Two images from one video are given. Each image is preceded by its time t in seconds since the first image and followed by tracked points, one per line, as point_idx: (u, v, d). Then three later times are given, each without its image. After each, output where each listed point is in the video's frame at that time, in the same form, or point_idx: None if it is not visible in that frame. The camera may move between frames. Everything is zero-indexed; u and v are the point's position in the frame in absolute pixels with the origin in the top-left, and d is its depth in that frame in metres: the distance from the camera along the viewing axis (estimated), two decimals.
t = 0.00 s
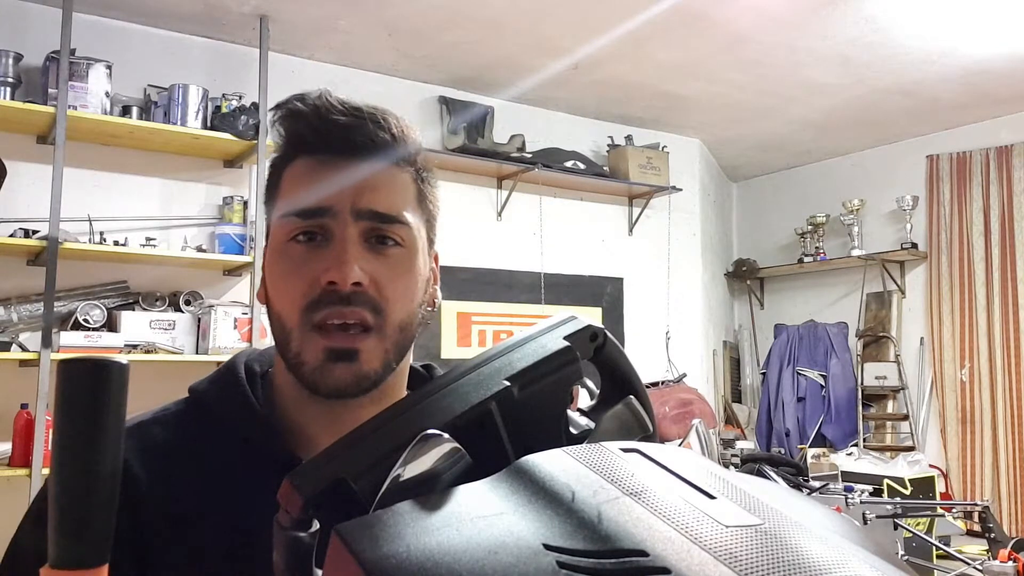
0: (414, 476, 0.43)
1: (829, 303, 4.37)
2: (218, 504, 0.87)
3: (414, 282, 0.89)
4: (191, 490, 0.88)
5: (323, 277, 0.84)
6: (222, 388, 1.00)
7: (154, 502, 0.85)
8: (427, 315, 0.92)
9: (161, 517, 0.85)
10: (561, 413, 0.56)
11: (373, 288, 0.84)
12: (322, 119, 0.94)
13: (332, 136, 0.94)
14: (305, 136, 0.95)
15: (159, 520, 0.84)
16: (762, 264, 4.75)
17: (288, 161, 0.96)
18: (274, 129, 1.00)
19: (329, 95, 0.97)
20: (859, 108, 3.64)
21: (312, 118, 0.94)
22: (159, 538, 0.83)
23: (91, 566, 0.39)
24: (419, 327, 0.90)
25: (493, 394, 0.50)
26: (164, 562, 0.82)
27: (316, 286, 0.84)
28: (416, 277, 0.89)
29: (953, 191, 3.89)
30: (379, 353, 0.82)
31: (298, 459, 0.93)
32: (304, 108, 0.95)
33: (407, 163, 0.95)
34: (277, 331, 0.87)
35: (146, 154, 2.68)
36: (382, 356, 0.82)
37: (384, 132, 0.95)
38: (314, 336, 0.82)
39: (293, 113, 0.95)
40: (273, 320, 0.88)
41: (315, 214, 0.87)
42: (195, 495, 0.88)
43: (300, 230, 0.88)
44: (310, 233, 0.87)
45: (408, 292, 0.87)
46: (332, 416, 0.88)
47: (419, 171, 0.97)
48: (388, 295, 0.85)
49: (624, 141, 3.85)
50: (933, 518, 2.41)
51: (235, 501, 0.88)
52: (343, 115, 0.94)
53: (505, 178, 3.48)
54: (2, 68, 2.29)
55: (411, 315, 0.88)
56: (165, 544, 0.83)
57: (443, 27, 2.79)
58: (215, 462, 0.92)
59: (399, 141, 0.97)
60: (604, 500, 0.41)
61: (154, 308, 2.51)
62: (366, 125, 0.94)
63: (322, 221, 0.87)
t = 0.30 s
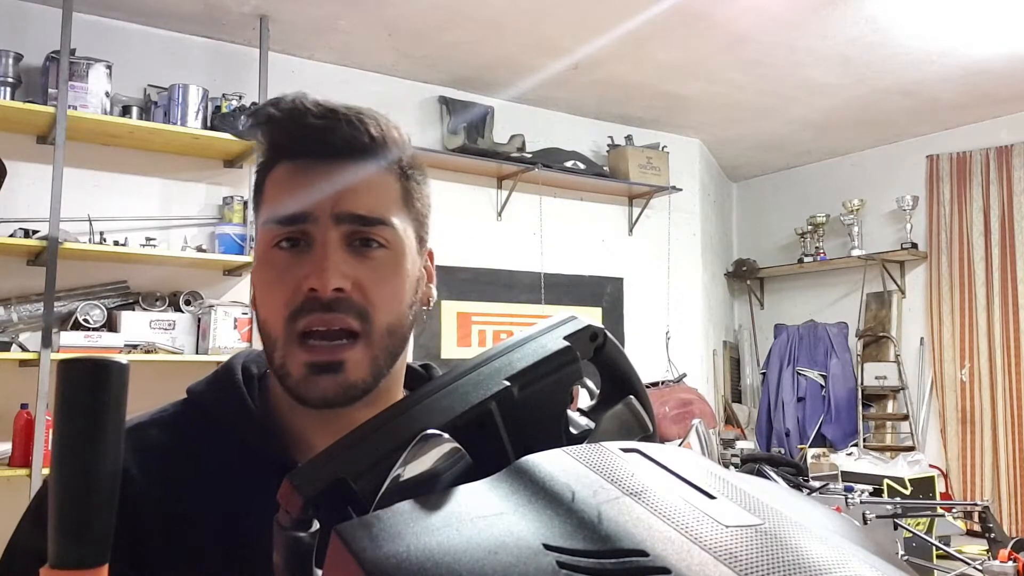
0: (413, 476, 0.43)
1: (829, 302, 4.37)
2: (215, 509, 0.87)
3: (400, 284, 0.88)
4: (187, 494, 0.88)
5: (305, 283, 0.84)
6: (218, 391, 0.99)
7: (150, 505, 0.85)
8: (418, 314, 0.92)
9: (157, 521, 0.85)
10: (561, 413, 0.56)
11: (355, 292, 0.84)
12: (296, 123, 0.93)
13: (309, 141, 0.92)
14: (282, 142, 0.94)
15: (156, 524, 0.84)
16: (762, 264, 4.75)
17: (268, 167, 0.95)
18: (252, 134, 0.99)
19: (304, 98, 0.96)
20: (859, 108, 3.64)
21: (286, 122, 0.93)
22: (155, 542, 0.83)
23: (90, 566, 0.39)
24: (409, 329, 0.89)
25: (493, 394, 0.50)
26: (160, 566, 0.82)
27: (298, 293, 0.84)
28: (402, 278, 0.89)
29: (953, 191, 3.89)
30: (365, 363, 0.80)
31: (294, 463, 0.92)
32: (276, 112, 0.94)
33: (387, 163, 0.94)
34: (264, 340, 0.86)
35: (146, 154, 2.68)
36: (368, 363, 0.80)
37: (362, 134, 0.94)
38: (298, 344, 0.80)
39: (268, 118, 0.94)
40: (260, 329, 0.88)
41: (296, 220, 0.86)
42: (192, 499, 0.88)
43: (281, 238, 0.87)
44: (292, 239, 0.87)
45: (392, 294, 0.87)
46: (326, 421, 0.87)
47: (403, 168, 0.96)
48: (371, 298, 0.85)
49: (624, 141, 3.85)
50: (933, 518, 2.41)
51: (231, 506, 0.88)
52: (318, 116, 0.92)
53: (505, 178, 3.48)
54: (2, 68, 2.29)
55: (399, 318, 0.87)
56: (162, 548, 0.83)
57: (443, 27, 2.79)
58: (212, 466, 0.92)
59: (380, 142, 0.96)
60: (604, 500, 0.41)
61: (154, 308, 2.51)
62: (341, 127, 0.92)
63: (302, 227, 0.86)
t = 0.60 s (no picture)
0: (413, 476, 0.43)
1: (830, 302, 4.37)
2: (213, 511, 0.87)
3: (388, 282, 0.88)
4: (185, 495, 0.88)
5: (292, 284, 0.84)
6: (217, 393, 1.00)
7: (148, 507, 0.85)
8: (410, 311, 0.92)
9: (155, 523, 0.85)
10: (561, 413, 0.56)
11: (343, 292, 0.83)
12: (275, 122, 0.93)
13: (290, 140, 0.92)
14: (264, 143, 0.94)
15: (154, 526, 0.84)
16: (762, 264, 4.75)
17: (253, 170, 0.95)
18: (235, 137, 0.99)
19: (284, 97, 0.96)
20: (858, 108, 3.64)
21: (265, 122, 0.93)
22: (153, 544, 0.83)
23: (90, 566, 0.39)
24: (400, 326, 0.89)
25: (493, 394, 0.50)
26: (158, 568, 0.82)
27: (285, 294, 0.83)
28: (390, 276, 0.89)
29: (953, 191, 3.89)
30: (354, 361, 0.80)
31: (292, 465, 0.92)
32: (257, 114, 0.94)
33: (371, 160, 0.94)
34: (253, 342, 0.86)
35: (146, 154, 2.68)
36: (360, 360, 0.81)
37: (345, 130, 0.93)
38: (285, 343, 0.80)
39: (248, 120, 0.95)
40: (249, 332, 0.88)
41: (280, 222, 0.86)
42: (190, 501, 0.88)
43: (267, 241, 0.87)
44: (278, 241, 0.87)
45: (380, 292, 0.87)
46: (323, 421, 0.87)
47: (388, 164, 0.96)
48: (359, 297, 0.85)
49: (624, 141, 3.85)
50: (933, 518, 2.41)
51: (229, 508, 0.88)
52: (295, 114, 0.92)
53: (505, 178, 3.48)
54: (2, 68, 2.29)
55: (389, 316, 0.87)
56: (159, 550, 0.83)
57: (443, 27, 2.79)
58: (210, 468, 0.92)
59: (361, 138, 0.95)
60: (604, 500, 0.41)
61: (154, 308, 2.51)
62: (322, 125, 0.92)
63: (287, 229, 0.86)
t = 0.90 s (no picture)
0: (414, 476, 0.43)
1: (830, 302, 4.37)
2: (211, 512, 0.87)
3: (400, 285, 0.88)
4: (184, 496, 0.88)
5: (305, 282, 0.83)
6: (213, 394, 0.99)
7: (146, 509, 0.85)
8: (416, 317, 0.92)
9: (153, 525, 0.85)
10: (562, 413, 0.56)
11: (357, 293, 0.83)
12: (299, 121, 0.92)
13: (311, 140, 0.92)
14: (284, 142, 0.94)
15: (152, 527, 0.84)
16: (762, 264, 4.75)
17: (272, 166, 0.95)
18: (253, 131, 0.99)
19: (308, 96, 0.95)
20: (858, 108, 3.64)
21: (289, 120, 0.92)
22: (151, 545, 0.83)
23: (90, 566, 0.39)
24: (405, 331, 0.89)
25: (493, 394, 0.50)
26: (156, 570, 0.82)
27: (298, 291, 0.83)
28: (402, 280, 0.89)
29: (953, 191, 3.89)
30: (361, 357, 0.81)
31: (291, 466, 0.92)
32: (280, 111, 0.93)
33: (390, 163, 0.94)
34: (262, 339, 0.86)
35: (146, 154, 2.68)
36: (368, 354, 0.82)
37: (365, 133, 0.93)
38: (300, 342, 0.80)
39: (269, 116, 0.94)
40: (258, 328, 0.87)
41: (298, 220, 0.86)
42: (189, 501, 0.88)
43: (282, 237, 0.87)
44: (292, 238, 0.86)
45: (392, 294, 0.87)
46: (325, 418, 0.88)
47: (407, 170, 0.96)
48: (372, 299, 0.84)
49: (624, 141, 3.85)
50: (933, 518, 2.41)
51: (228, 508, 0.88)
52: (320, 116, 0.91)
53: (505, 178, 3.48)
54: (2, 68, 2.29)
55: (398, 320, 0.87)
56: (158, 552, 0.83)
57: (443, 27, 2.78)
58: (208, 469, 0.91)
59: (381, 143, 0.95)
60: (604, 500, 0.41)
61: (154, 308, 2.51)
62: (344, 127, 0.92)
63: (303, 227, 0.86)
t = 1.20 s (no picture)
0: (414, 475, 0.43)
1: (830, 302, 4.37)
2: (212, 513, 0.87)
3: (388, 282, 0.88)
4: (185, 497, 0.88)
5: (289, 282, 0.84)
6: (218, 393, 0.99)
7: (148, 508, 0.85)
8: (412, 314, 0.91)
9: (154, 524, 0.84)
10: (561, 413, 0.56)
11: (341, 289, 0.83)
12: (279, 123, 0.91)
13: (293, 141, 0.92)
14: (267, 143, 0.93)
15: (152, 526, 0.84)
16: (762, 264, 4.75)
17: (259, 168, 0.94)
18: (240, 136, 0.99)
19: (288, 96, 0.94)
20: (858, 108, 3.64)
21: (269, 122, 0.92)
22: (151, 545, 0.83)
23: (90, 565, 0.39)
24: (401, 327, 0.88)
25: (492, 395, 0.50)
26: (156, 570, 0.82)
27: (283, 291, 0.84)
28: (391, 276, 0.89)
29: (953, 191, 3.89)
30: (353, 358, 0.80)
31: (291, 467, 0.92)
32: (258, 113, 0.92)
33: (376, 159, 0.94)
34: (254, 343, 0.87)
35: (146, 154, 2.68)
36: (357, 359, 0.80)
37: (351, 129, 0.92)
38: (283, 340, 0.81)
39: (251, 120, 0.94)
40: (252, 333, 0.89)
41: (281, 222, 0.87)
42: (191, 502, 0.88)
43: (269, 242, 0.88)
44: (279, 240, 0.88)
45: (378, 290, 0.86)
46: (327, 421, 0.86)
47: (396, 164, 0.96)
48: (358, 294, 0.85)
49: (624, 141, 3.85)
50: (933, 518, 2.41)
51: (229, 510, 0.88)
52: (300, 114, 0.90)
53: (505, 178, 3.48)
54: (2, 68, 2.29)
55: (389, 317, 0.86)
56: (158, 551, 0.83)
57: (443, 27, 2.79)
58: (210, 470, 0.91)
59: (366, 138, 0.93)
60: (604, 500, 0.41)
61: (154, 308, 2.51)
62: (328, 125, 0.91)
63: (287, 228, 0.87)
